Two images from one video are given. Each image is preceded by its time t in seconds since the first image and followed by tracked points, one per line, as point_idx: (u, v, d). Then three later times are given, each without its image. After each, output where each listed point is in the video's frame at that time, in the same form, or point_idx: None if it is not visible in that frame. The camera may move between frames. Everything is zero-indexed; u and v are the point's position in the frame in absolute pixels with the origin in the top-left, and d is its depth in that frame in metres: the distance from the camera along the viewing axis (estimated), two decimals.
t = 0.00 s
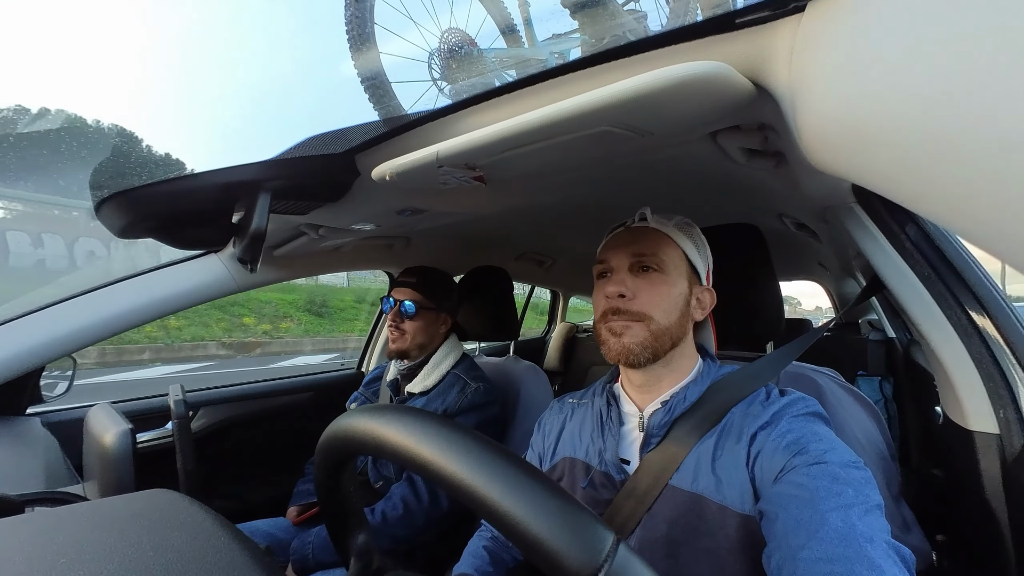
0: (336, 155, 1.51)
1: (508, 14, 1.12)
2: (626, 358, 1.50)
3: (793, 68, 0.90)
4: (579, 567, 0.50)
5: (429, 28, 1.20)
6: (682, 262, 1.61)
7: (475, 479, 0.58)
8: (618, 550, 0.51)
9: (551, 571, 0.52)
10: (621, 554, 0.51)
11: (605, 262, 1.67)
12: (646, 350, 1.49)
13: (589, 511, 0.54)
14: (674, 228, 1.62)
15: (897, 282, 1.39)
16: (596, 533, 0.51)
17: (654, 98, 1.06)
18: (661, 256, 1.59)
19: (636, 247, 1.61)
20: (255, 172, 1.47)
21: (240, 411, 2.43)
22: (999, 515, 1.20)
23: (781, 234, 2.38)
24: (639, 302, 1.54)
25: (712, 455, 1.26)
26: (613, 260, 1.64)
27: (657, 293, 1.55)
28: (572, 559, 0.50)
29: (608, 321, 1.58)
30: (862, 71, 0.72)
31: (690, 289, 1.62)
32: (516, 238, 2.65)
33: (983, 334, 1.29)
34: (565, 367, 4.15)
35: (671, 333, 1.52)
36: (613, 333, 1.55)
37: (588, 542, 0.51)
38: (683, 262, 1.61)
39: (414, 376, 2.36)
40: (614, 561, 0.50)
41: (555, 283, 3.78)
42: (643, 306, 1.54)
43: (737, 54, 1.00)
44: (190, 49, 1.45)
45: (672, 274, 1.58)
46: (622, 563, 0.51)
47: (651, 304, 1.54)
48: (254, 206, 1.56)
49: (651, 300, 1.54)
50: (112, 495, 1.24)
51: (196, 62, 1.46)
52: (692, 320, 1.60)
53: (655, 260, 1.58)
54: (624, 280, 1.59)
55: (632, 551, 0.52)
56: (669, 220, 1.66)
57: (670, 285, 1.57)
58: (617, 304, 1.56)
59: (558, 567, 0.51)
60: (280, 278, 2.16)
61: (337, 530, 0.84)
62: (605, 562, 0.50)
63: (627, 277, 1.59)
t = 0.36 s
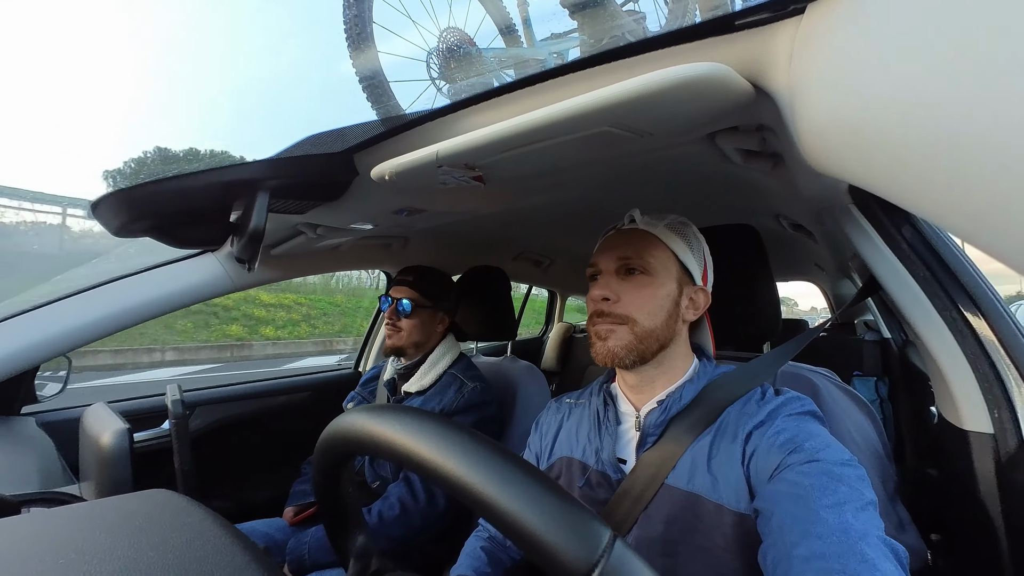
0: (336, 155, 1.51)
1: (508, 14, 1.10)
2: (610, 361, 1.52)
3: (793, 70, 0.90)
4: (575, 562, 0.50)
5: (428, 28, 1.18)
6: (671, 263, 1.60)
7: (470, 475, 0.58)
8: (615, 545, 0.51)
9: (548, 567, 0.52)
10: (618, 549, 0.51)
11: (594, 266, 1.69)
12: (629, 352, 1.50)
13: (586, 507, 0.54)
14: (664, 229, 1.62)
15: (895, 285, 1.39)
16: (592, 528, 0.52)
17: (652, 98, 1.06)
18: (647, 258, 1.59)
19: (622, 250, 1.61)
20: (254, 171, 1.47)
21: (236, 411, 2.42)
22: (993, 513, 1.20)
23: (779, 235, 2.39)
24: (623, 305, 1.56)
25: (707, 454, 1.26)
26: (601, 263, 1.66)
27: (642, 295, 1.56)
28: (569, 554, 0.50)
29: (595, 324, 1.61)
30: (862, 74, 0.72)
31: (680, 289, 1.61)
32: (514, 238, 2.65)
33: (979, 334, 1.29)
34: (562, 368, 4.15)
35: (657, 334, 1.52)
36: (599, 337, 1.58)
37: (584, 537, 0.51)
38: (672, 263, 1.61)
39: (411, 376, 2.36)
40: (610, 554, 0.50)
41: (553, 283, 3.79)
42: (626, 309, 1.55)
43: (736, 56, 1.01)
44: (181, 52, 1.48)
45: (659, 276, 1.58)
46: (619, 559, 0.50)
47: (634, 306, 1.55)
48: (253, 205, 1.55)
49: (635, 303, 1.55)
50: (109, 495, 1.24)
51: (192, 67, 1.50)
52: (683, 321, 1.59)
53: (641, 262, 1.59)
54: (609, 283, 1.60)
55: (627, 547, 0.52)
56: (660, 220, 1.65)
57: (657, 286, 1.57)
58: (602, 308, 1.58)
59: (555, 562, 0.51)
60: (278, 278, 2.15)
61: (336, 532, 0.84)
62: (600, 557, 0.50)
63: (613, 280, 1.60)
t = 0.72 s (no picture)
0: (333, 151, 1.50)
1: (507, 10, 1.09)
2: (609, 360, 1.53)
3: (792, 71, 0.90)
4: (555, 548, 0.51)
5: (427, 23, 1.17)
6: (667, 262, 1.61)
7: (452, 465, 0.59)
8: (594, 529, 0.52)
9: (533, 555, 0.52)
10: (597, 532, 0.51)
11: (590, 264, 1.69)
12: (627, 350, 1.50)
13: (572, 499, 0.55)
14: (660, 228, 1.62)
15: (892, 288, 1.39)
16: (574, 516, 0.52)
17: (651, 97, 1.06)
18: (644, 257, 1.59)
19: (618, 249, 1.61)
20: (249, 166, 1.46)
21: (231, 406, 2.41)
22: (984, 514, 1.21)
23: (776, 235, 2.39)
24: (619, 304, 1.56)
25: (703, 453, 1.27)
26: (597, 261, 1.66)
27: (638, 294, 1.56)
28: (549, 540, 0.51)
29: (591, 323, 1.61)
30: (860, 78, 0.72)
31: (677, 288, 1.61)
32: (512, 235, 2.65)
33: (973, 338, 1.30)
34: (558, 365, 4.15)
35: (654, 333, 1.53)
36: (595, 335, 1.58)
37: (567, 525, 0.51)
38: (668, 262, 1.61)
39: (409, 372, 2.37)
40: (589, 537, 0.51)
41: (549, 280, 3.79)
42: (622, 308, 1.56)
43: (735, 56, 1.00)
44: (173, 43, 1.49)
45: (656, 275, 1.58)
46: (598, 539, 0.51)
47: (630, 305, 1.55)
48: (247, 202, 1.57)
49: (631, 302, 1.56)
50: (102, 490, 1.23)
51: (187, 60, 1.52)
52: (680, 320, 1.60)
53: (638, 261, 1.59)
54: (605, 282, 1.61)
55: (614, 537, 0.52)
56: (657, 220, 1.66)
57: (653, 285, 1.57)
58: (598, 307, 1.59)
59: (537, 547, 0.52)
60: (274, 273, 2.14)
61: (332, 531, 0.84)
62: (580, 539, 0.51)
63: (609, 279, 1.60)
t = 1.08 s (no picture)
0: (332, 150, 1.50)
1: (505, 9, 1.09)
2: (603, 356, 1.55)
3: (790, 70, 0.90)
4: (559, 550, 0.51)
5: (425, 21, 1.19)
6: (667, 259, 1.60)
7: (453, 462, 0.59)
8: (599, 532, 0.52)
9: (535, 557, 0.52)
10: (602, 536, 0.51)
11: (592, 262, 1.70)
12: (621, 347, 1.52)
13: (577, 500, 0.54)
14: (662, 225, 1.61)
15: (892, 286, 1.41)
16: (578, 517, 0.52)
17: (650, 95, 1.06)
18: (642, 254, 1.59)
19: (617, 247, 1.62)
20: (247, 165, 1.45)
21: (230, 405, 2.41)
22: (982, 511, 1.22)
23: (775, 233, 2.40)
24: (615, 302, 1.58)
25: (706, 452, 1.27)
26: (597, 259, 1.67)
27: (635, 292, 1.57)
28: (553, 540, 0.51)
29: (589, 320, 1.63)
30: (858, 77, 0.72)
31: (677, 286, 1.61)
32: (511, 233, 2.65)
33: (971, 334, 1.30)
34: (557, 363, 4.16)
35: (650, 331, 1.53)
36: (592, 332, 1.60)
37: (570, 526, 0.51)
38: (669, 260, 1.60)
39: (413, 370, 2.38)
40: (593, 540, 0.51)
41: (548, 278, 3.79)
42: (618, 305, 1.57)
43: (733, 54, 1.00)
44: (181, 44, 1.42)
45: (655, 273, 1.58)
46: (603, 544, 0.51)
47: (626, 303, 1.57)
48: (247, 200, 1.57)
49: (627, 300, 1.57)
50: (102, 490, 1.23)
51: (195, 61, 1.45)
52: (680, 318, 1.59)
53: (636, 259, 1.59)
54: (603, 280, 1.62)
55: (618, 538, 0.52)
56: (660, 216, 1.65)
57: (651, 283, 1.57)
58: (595, 304, 1.61)
59: (540, 549, 0.52)
60: (272, 272, 2.14)
61: (332, 530, 0.84)
62: (584, 542, 0.51)
63: (607, 276, 1.62)
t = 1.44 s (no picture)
0: (330, 154, 1.50)
1: (502, 14, 1.07)
2: (598, 362, 1.54)
3: (785, 73, 0.91)
4: (557, 555, 0.50)
5: (422, 28, 1.14)
6: (662, 265, 1.60)
7: (448, 467, 0.59)
8: (597, 538, 0.51)
9: (533, 563, 0.52)
10: (601, 540, 0.51)
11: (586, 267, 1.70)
12: (615, 354, 1.52)
13: (575, 505, 0.54)
14: (656, 229, 1.61)
15: (887, 288, 1.43)
16: (576, 523, 0.52)
17: (647, 99, 1.07)
18: (637, 260, 1.59)
19: (611, 252, 1.62)
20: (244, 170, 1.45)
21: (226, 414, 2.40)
22: (982, 514, 1.22)
23: (773, 236, 2.40)
24: (610, 308, 1.57)
25: (704, 458, 1.27)
26: (591, 264, 1.67)
27: (629, 297, 1.57)
28: (551, 546, 0.51)
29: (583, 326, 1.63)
30: (852, 80, 0.73)
31: (671, 291, 1.60)
32: (509, 238, 2.65)
33: (968, 338, 1.30)
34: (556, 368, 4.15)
35: (645, 337, 1.53)
36: (587, 339, 1.60)
37: (568, 532, 0.51)
38: (663, 265, 1.60)
39: (410, 374, 2.38)
40: (591, 546, 0.50)
41: (546, 283, 3.79)
42: (613, 311, 1.57)
43: (729, 59, 1.01)
44: (180, 43, 1.34)
45: (649, 278, 1.58)
46: (601, 547, 0.50)
47: (621, 309, 1.56)
48: (243, 207, 1.58)
49: (622, 305, 1.56)
50: (97, 497, 1.22)
51: (192, 58, 1.36)
52: (675, 323, 1.59)
53: (629, 264, 1.59)
54: (597, 286, 1.62)
55: (616, 543, 0.52)
56: (655, 220, 1.65)
57: (645, 288, 1.57)
58: (589, 310, 1.60)
59: (538, 555, 0.51)
60: (270, 278, 2.14)
61: (330, 535, 0.83)
62: (582, 548, 0.50)
63: (602, 282, 1.61)
